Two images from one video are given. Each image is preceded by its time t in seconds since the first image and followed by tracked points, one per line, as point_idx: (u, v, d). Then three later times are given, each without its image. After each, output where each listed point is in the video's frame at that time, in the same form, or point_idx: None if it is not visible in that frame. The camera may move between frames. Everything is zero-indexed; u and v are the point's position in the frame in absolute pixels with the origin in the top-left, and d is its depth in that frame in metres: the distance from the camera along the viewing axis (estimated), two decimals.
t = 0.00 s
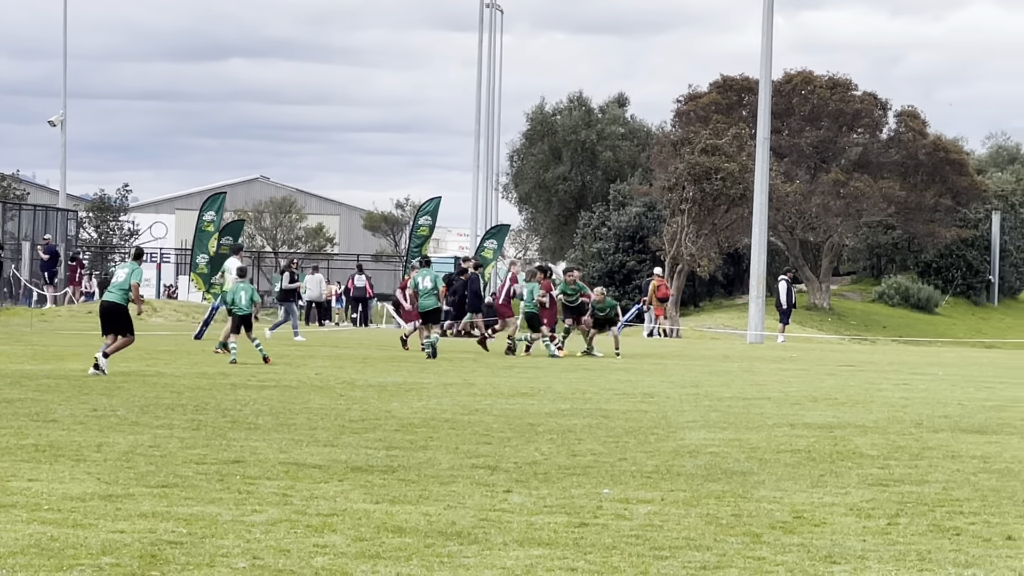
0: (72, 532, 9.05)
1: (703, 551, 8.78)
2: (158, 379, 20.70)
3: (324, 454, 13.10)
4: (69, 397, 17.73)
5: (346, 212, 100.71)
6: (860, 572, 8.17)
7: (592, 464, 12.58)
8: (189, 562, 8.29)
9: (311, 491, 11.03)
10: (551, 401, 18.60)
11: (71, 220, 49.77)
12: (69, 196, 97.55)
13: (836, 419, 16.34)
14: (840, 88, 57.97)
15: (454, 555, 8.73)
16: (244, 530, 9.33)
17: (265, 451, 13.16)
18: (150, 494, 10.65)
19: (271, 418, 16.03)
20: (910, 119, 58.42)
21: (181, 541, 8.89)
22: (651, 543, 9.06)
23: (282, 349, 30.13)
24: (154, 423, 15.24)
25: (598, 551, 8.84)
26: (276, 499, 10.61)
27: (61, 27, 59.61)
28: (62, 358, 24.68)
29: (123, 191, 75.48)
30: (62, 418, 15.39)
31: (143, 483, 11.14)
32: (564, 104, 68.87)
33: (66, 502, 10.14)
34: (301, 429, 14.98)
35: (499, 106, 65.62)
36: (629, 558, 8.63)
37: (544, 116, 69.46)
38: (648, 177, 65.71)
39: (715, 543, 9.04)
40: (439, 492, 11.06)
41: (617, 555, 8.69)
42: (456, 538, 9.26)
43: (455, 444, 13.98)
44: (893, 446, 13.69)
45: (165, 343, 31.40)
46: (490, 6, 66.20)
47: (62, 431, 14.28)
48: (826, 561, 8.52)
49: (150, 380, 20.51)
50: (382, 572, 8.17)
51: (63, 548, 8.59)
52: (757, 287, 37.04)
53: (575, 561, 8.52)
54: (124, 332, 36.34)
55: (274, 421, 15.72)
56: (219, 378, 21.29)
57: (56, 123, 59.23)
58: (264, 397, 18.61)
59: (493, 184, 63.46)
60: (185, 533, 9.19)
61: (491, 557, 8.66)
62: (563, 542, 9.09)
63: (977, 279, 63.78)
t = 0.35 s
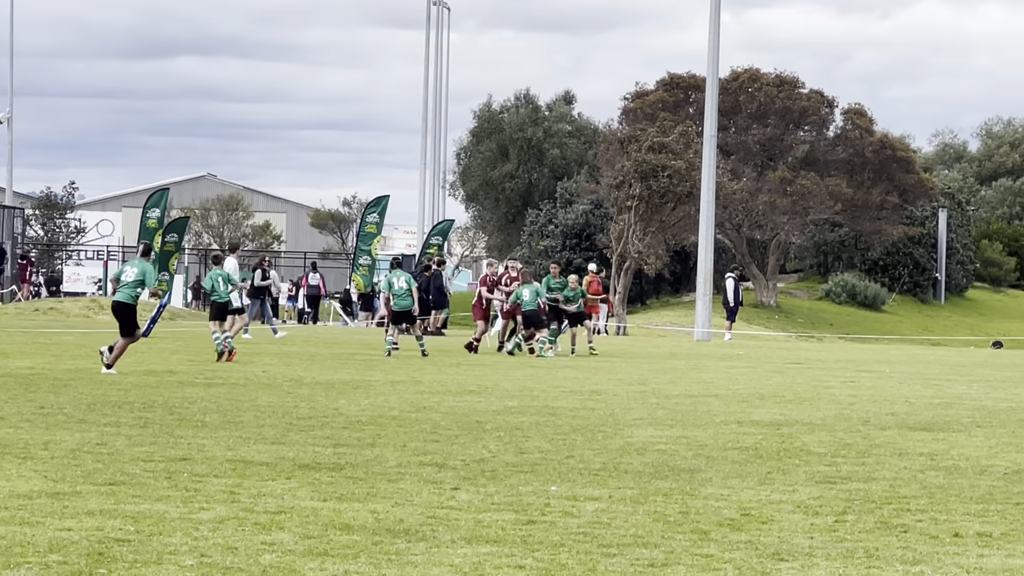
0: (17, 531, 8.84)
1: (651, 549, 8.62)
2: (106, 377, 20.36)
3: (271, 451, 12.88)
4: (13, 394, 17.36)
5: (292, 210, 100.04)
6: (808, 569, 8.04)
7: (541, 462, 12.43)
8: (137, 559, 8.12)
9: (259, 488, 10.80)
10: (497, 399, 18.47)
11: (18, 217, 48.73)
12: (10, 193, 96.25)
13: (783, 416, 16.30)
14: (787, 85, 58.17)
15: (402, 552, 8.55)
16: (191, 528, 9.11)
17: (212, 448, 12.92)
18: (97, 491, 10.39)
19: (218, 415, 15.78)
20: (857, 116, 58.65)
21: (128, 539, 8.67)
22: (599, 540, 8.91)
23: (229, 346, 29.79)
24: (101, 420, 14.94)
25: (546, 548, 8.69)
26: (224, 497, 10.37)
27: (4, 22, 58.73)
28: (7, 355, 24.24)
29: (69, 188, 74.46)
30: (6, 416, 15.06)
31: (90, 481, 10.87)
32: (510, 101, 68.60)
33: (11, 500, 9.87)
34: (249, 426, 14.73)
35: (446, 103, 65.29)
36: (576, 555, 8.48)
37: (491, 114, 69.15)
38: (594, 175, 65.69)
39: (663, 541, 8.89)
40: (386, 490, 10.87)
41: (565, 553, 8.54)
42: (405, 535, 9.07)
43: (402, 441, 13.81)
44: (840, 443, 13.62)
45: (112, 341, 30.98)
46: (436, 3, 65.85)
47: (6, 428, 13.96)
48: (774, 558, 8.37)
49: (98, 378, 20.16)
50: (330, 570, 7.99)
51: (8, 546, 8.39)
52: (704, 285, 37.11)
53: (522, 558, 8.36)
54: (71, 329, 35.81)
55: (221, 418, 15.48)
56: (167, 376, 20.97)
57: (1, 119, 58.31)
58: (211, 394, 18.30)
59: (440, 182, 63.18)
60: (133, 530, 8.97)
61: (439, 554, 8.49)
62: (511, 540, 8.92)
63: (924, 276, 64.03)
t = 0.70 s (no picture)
0: None
1: (609, 548, 8.54)
2: (61, 376, 20.03)
3: (228, 450, 12.69)
4: None
5: (250, 208, 99.38)
6: (765, 568, 7.97)
7: (498, 461, 12.31)
8: (94, 559, 7.96)
9: (216, 487, 10.62)
10: (456, 398, 18.30)
11: None
12: None
13: (742, 415, 16.25)
14: (745, 84, 58.23)
15: (360, 551, 8.42)
16: (149, 527, 8.94)
17: (169, 448, 12.71)
18: (53, 491, 10.18)
19: (175, 414, 15.54)
20: (814, 115, 58.85)
21: (86, 538, 8.51)
22: (557, 539, 8.81)
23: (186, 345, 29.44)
24: (57, 420, 14.66)
25: (503, 547, 8.59)
26: (181, 496, 10.19)
27: None
28: None
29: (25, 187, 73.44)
30: None
31: (46, 480, 10.66)
32: (469, 100, 68.39)
33: None
34: (206, 425, 14.51)
35: (404, 102, 64.99)
36: (533, 553, 8.38)
37: (448, 113, 68.77)
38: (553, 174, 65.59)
39: (621, 539, 8.81)
40: (344, 489, 10.72)
41: (522, 551, 8.44)
42: (362, 534, 8.93)
43: (360, 440, 13.65)
44: (797, 442, 13.59)
45: (67, 340, 30.55)
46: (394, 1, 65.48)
47: None
48: (731, 557, 8.30)
49: (52, 377, 19.81)
50: (287, 569, 7.86)
51: None
52: (662, 284, 37.10)
53: (479, 557, 8.26)
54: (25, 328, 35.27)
55: (178, 418, 15.24)
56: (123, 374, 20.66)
57: None
58: (169, 393, 18.06)
59: (398, 180, 62.90)
60: (90, 530, 8.79)
61: (397, 553, 8.37)
62: (469, 539, 8.81)
63: (881, 275, 64.40)
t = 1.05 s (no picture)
0: None
1: (576, 547, 8.45)
2: (29, 376, 19.79)
3: (196, 449, 12.55)
4: None
5: (217, 206, 98.83)
6: (734, 568, 7.88)
7: (466, 460, 12.21)
8: (62, 558, 7.83)
9: (184, 486, 10.48)
10: (424, 397, 18.19)
11: None
12: None
13: (709, 414, 16.20)
14: (712, 83, 58.29)
15: (327, 550, 8.31)
16: (117, 526, 8.80)
17: (137, 447, 12.55)
18: (20, 490, 10.02)
19: (143, 413, 15.37)
20: (781, 114, 59.01)
21: (53, 537, 8.36)
22: (524, 538, 8.72)
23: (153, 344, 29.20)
24: (24, 419, 14.48)
25: (471, 545, 8.49)
26: (148, 495, 10.05)
27: None
28: None
29: None
30: None
31: (13, 479, 10.49)
32: (436, 99, 68.25)
33: None
34: (174, 424, 14.36)
35: (372, 102, 64.76)
36: (501, 552, 8.28)
37: (416, 111, 68.58)
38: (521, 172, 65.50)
39: (588, 538, 8.72)
40: (312, 487, 10.60)
41: (490, 550, 8.34)
42: (330, 533, 8.82)
43: (328, 439, 13.53)
44: (765, 441, 13.54)
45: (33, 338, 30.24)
46: None
47: None
48: (699, 556, 8.23)
49: (19, 377, 19.57)
50: (255, 568, 7.74)
51: None
52: (630, 283, 37.09)
53: (447, 556, 8.15)
54: None
55: (146, 416, 15.08)
56: (90, 374, 20.44)
57: None
58: (137, 392, 17.88)
59: (366, 179, 62.62)
60: (57, 528, 8.65)
61: (364, 552, 8.26)
62: (436, 537, 8.71)
63: (849, 274, 64.88)
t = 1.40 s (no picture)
0: None
1: (545, 546, 8.38)
2: None
3: (166, 448, 12.42)
4: None
5: (188, 205, 98.30)
6: (704, 568, 7.79)
7: (435, 458, 12.13)
8: (30, 558, 7.71)
9: (153, 485, 10.35)
10: (394, 396, 18.09)
11: None
12: None
13: (678, 413, 16.18)
14: (682, 82, 58.34)
15: (296, 549, 8.20)
16: (86, 526, 8.67)
17: (106, 445, 12.42)
18: None
19: (112, 412, 15.25)
20: (752, 113, 59.11)
21: (19, 536, 8.22)
22: (493, 538, 8.63)
23: (122, 344, 29.01)
24: None
25: (441, 545, 8.40)
26: (118, 494, 9.92)
27: None
28: None
29: None
30: None
31: None
32: (407, 98, 68.07)
33: None
34: (143, 423, 14.22)
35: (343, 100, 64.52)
36: (470, 552, 8.19)
37: (387, 110, 68.73)
38: (491, 171, 65.38)
39: (557, 538, 8.64)
40: (281, 486, 10.49)
41: (459, 550, 8.25)
42: (298, 532, 8.71)
43: (297, 437, 13.43)
44: (735, 440, 13.50)
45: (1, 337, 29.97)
46: None
47: None
48: (668, 555, 8.15)
49: None
50: (223, 568, 7.63)
51: None
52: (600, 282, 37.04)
53: (417, 556, 8.06)
54: None
55: (116, 415, 14.95)
56: (60, 373, 20.25)
57: None
58: (106, 391, 17.70)
59: (336, 178, 62.37)
60: (26, 528, 8.52)
61: (333, 551, 8.16)
62: (405, 537, 8.61)
63: (819, 273, 64.93)
